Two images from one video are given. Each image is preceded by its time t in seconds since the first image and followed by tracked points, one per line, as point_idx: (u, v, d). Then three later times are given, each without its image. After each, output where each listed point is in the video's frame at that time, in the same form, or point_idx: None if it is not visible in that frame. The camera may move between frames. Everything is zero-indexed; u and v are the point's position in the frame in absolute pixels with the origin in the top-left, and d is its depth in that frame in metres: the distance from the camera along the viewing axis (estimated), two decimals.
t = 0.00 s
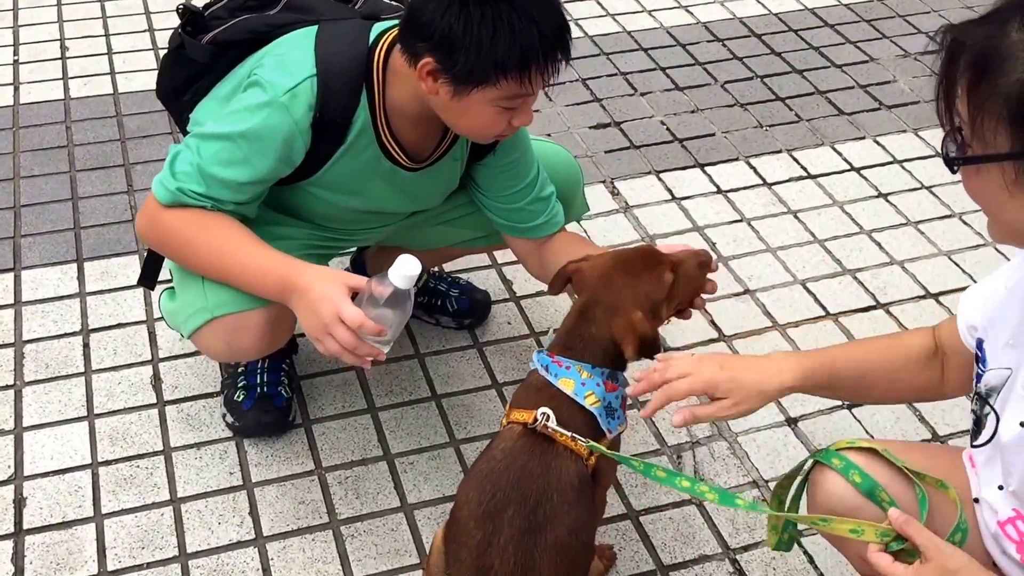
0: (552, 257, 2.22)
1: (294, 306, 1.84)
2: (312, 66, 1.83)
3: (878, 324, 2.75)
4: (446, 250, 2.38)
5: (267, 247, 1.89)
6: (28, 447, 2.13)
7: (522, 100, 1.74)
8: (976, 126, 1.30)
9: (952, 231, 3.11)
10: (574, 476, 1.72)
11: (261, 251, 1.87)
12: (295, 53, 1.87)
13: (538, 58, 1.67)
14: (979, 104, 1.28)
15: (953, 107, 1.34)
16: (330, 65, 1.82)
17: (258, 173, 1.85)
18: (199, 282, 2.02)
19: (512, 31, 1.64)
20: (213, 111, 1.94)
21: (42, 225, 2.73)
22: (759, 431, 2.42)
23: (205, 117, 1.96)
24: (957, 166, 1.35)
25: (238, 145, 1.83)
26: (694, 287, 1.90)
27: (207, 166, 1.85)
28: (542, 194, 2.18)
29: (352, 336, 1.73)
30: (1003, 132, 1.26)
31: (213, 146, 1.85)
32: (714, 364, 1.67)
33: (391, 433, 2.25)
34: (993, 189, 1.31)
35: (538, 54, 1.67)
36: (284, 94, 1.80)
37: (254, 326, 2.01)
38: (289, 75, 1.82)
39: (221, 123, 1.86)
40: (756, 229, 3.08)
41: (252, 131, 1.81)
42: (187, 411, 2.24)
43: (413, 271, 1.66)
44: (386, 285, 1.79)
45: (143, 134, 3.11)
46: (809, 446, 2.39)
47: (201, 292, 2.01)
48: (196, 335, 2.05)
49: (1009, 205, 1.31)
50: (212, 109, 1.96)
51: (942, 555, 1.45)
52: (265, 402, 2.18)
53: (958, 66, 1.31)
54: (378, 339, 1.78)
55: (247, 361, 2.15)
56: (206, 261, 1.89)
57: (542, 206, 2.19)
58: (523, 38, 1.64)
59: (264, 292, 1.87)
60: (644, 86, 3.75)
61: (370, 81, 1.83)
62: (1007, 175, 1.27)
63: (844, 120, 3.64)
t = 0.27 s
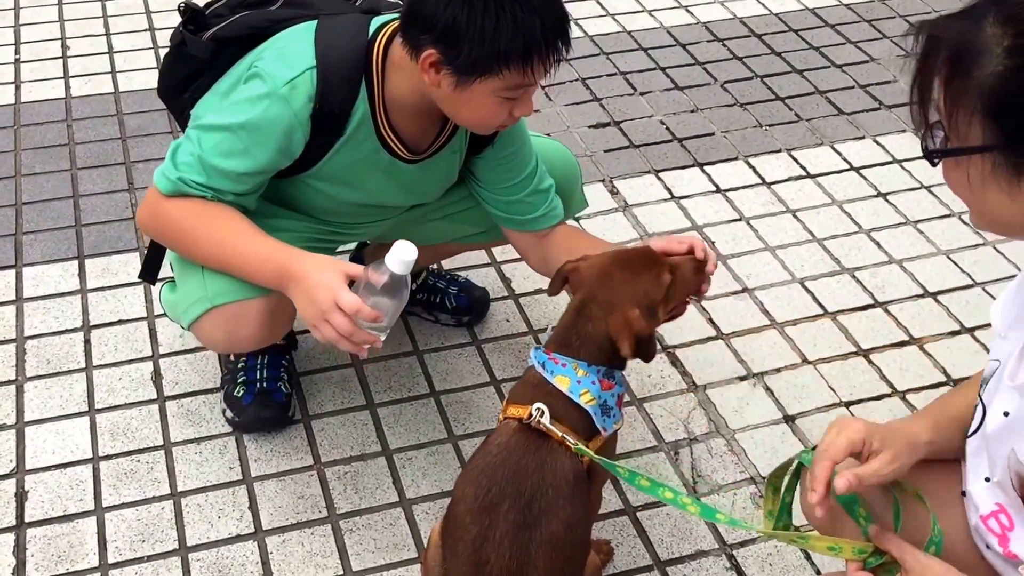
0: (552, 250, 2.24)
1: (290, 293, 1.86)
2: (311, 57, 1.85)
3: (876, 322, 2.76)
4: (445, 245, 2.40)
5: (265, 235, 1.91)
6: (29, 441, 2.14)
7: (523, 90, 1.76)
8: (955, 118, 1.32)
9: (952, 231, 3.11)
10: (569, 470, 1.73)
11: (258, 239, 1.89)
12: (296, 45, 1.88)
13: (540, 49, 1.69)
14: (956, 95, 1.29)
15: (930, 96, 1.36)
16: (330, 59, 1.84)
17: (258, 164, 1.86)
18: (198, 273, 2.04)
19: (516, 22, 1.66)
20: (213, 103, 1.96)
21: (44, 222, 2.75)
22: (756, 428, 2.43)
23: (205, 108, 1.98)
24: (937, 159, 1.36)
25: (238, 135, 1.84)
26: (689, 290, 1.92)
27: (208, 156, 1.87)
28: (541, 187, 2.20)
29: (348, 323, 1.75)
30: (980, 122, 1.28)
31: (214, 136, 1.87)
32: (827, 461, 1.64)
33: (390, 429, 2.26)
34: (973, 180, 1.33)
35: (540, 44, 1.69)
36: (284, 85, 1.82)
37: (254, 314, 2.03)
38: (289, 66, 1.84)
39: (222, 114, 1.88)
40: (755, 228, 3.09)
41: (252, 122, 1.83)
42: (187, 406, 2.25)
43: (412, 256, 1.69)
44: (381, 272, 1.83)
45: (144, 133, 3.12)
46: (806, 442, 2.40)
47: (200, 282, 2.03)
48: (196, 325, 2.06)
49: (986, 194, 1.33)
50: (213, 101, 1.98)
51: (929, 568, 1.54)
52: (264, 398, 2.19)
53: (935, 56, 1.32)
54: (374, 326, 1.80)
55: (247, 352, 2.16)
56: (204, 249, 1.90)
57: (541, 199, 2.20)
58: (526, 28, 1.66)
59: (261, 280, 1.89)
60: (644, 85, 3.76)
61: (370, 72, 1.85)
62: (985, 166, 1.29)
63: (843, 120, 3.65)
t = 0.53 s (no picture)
0: (552, 248, 2.25)
1: (292, 289, 1.88)
2: (314, 57, 1.87)
3: (874, 324, 2.77)
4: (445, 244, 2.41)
5: (266, 232, 1.93)
6: (30, 439, 2.16)
7: (524, 90, 1.78)
8: (945, 120, 1.33)
9: (950, 234, 3.13)
10: (565, 470, 1.75)
11: (260, 235, 1.91)
12: (298, 45, 1.91)
13: (542, 47, 1.71)
14: (945, 98, 1.31)
15: (920, 101, 1.37)
16: (331, 58, 1.86)
17: (260, 161, 1.88)
18: (199, 270, 2.06)
19: (518, 21, 1.68)
20: (216, 101, 1.98)
21: (45, 223, 2.77)
22: (753, 430, 2.44)
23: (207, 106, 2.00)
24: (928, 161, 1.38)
25: (241, 133, 1.86)
26: (689, 294, 1.89)
27: (210, 153, 1.89)
28: (540, 185, 2.22)
29: (350, 318, 1.77)
30: (969, 123, 1.29)
31: (217, 133, 1.89)
32: (821, 491, 1.64)
33: (388, 429, 2.27)
34: (965, 181, 1.35)
35: (542, 43, 1.71)
36: (286, 84, 1.84)
37: (254, 310, 2.05)
38: (292, 65, 1.86)
39: (225, 112, 1.89)
40: (754, 231, 3.11)
41: (254, 119, 1.84)
42: (187, 405, 2.27)
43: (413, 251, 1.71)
44: (383, 269, 1.84)
45: (146, 134, 3.14)
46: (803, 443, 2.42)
47: (201, 279, 2.05)
48: (197, 322, 2.08)
49: (980, 195, 1.35)
50: (215, 99, 2.00)
51: (922, 568, 1.54)
52: (264, 396, 2.21)
53: (922, 59, 1.34)
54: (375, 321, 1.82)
55: (247, 349, 2.18)
56: (206, 245, 1.92)
57: (540, 196, 2.22)
58: (529, 27, 1.69)
59: (263, 276, 1.91)
60: (644, 89, 3.78)
61: (370, 70, 1.87)
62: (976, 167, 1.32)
63: (843, 124, 3.66)
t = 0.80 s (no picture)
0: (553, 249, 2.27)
1: (295, 289, 1.89)
2: (318, 59, 1.89)
3: (873, 328, 2.78)
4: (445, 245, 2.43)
5: (270, 232, 1.95)
6: (32, 438, 2.17)
7: (528, 92, 1.79)
8: (939, 126, 1.34)
9: (950, 238, 3.14)
10: (563, 472, 1.76)
11: (263, 236, 1.92)
12: (302, 47, 1.92)
13: (549, 49, 1.73)
14: (938, 104, 1.33)
15: (915, 108, 1.38)
16: (333, 59, 1.88)
17: (264, 162, 1.90)
18: (203, 270, 2.07)
19: (525, 22, 1.70)
20: (219, 103, 2.00)
21: (48, 225, 2.78)
22: (751, 432, 2.45)
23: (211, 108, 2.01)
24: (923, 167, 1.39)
25: (245, 134, 1.88)
26: (684, 296, 1.94)
27: (215, 154, 1.90)
28: (540, 187, 2.23)
29: (353, 317, 1.78)
30: (962, 129, 1.30)
31: (221, 134, 1.91)
32: (831, 502, 1.60)
33: (388, 430, 2.28)
34: (960, 186, 1.35)
35: (548, 46, 1.73)
36: (290, 86, 1.86)
37: (256, 310, 2.06)
38: (296, 68, 1.88)
39: (229, 113, 1.91)
40: (754, 235, 3.12)
41: (258, 121, 1.86)
42: (187, 405, 2.28)
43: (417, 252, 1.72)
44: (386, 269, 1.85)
45: (147, 137, 3.16)
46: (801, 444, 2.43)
47: (204, 278, 2.06)
48: (199, 321, 2.09)
49: (973, 201, 1.35)
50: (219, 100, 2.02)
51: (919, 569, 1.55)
52: (264, 396, 2.22)
53: (916, 64, 1.35)
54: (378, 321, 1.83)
55: (249, 349, 2.19)
56: (209, 245, 1.94)
57: (542, 198, 2.24)
58: (536, 28, 1.71)
59: (266, 276, 1.92)
60: (645, 93, 3.79)
61: (374, 71, 1.89)
62: (969, 173, 1.32)
63: (843, 128, 3.68)
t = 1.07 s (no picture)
0: (553, 254, 2.28)
1: (295, 289, 1.90)
2: (320, 61, 1.90)
3: (871, 331, 2.80)
4: (445, 248, 2.44)
5: (270, 233, 1.96)
6: (33, 437, 2.18)
7: (530, 97, 1.80)
8: (937, 131, 1.36)
9: (948, 242, 3.15)
10: (563, 474, 1.77)
11: (263, 236, 1.93)
12: (305, 49, 1.94)
13: (552, 54, 1.75)
14: (937, 109, 1.34)
15: (913, 113, 1.40)
16: (336, 62, 1.89)
17: (266, 164, 1.91)
18: (205, 270, 2.08)
19: (529, 27, 1.71)
20: (222, 104, 2.01)
21: (50, 225, 2.80)
22: (749, 434, 2.46)
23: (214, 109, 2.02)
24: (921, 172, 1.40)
25: (248, 135, 1.89)
26: (683, 281, 1.95)
27: (217, 155, 1.92)
28: (539, 191, 2.24)
29: (353, 319, 1.79)
30: (961, 134, 1.32)
31: (223, 136, 1.92)
32: (833, 506, 1.61)
33: (387, 430, 2.30)
34: (958, 192, 1.36)
35: (552, 51, 1.74)
36: (293, 88, 1.87)
37: (259, 309, 2.07)
38: (298, 70, 1.89)
39: (232, 114, 1.92)
40: (752, 238, 3.13)
41: (261, 122, 1.87)
42: (188, 405, 2.29)
43: (418, 254, 1.74)
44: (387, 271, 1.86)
45: (149, 138, 3.18)
46: (798, 447, 2.44)
47: (207, 278, 2.07)
48: (201, 321, 2.10)
49: (971, 205, 1.37)
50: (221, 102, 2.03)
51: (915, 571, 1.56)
52: (264, 396, 2.23)
53: (914, 70, 1.37)
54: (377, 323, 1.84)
55: (250, 349, 2.20)
56: (210, 246, 1.95)
57: (541, 201, 2.25)
58: (540, 33, 1.72)
59: (267, 276, 1.93)
60: (645, 97, 3.81)
61: (376, 75, 1.91)
62: (968, 178, 1.33)
63: (842, 133, 3.69)
